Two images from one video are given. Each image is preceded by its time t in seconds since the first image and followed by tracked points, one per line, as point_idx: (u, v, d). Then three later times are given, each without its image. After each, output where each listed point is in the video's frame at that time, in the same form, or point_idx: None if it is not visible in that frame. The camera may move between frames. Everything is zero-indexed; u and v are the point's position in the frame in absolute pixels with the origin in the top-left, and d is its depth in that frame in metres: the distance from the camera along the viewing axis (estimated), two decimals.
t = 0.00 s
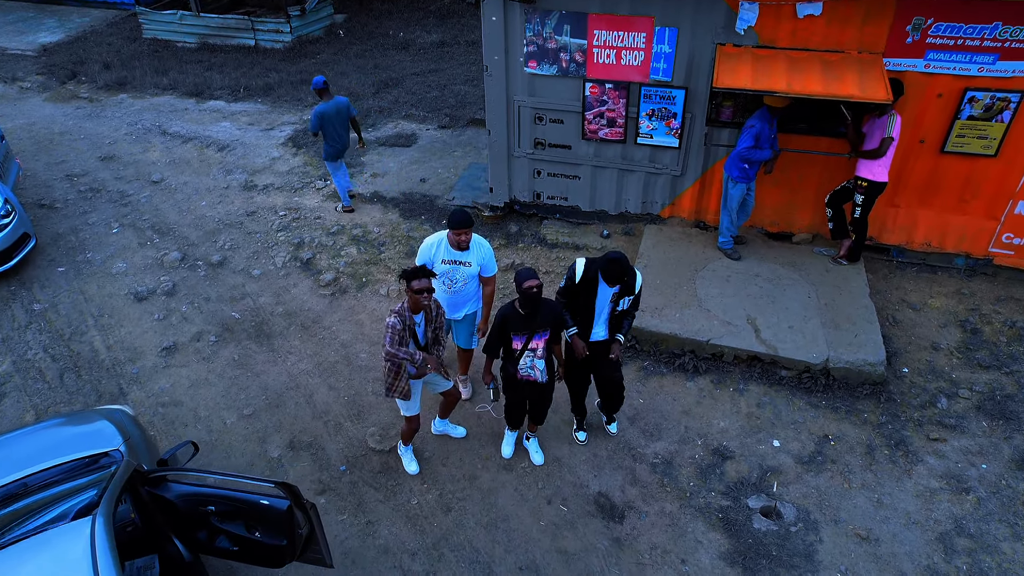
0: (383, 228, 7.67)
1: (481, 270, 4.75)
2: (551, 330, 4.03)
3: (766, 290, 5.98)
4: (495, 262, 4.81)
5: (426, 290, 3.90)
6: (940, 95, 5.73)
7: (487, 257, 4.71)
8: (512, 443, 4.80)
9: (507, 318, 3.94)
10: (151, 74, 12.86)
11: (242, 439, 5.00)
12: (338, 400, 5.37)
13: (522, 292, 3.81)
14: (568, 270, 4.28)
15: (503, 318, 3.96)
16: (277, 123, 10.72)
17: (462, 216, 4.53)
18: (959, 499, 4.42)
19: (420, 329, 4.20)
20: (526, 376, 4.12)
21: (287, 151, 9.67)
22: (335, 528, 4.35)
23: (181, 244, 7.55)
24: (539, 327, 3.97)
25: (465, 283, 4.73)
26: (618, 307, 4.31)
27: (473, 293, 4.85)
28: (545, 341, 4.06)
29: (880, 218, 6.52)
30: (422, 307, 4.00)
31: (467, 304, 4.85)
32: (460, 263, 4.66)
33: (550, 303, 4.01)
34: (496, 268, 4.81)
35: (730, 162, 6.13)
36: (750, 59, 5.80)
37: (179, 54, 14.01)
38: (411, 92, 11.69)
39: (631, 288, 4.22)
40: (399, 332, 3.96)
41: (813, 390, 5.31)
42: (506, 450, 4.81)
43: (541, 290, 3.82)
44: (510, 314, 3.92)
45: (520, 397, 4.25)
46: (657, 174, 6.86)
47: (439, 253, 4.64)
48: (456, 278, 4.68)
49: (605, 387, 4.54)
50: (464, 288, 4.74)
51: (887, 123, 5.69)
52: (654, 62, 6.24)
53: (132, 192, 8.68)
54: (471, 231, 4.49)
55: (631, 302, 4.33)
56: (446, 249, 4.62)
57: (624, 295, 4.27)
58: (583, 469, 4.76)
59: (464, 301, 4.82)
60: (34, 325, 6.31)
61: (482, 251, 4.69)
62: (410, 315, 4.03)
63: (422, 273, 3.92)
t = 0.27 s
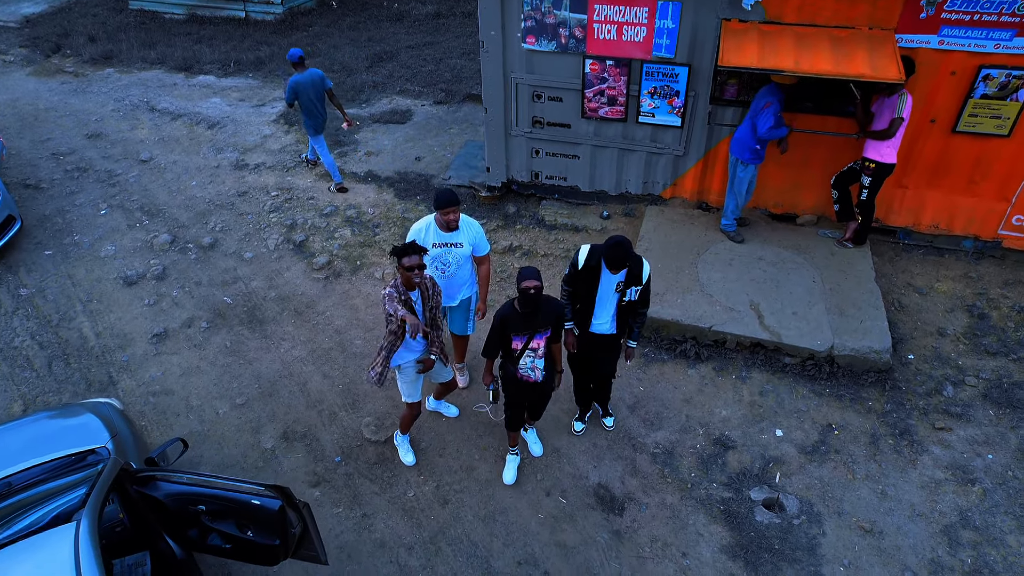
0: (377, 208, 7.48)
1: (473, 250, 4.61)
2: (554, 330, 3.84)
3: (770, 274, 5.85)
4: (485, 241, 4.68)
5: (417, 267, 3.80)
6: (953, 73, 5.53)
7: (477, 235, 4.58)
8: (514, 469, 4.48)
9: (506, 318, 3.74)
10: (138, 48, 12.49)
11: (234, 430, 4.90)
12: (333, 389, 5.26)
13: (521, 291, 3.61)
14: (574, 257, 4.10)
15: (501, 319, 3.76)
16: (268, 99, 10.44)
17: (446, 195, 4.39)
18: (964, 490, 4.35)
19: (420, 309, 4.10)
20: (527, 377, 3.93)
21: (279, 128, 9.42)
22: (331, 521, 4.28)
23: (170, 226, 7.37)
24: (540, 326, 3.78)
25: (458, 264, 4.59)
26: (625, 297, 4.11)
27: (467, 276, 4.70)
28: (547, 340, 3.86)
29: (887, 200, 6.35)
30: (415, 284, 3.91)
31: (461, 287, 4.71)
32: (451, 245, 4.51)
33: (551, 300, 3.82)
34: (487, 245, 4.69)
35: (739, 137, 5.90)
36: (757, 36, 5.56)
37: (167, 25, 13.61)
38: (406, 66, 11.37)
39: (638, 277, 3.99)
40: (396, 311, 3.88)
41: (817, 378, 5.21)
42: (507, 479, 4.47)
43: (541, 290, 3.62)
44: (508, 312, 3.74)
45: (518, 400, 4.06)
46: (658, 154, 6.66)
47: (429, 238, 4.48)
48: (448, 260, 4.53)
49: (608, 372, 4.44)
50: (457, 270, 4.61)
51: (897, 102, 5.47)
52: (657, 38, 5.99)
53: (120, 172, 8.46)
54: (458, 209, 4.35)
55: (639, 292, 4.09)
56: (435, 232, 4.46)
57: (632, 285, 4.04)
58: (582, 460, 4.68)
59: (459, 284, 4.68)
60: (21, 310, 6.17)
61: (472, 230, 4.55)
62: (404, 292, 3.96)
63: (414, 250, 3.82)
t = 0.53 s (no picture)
0: (371, 184, 7.28)
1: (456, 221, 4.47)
2: (549, 327, 3.69)
3: (774, 252, 5.70)
4: (469, 212, 4.55)
5: (414, 235, 3.67)
6: (967, 43, 5.31)
7: (458, 204, 4.43)
8: (515, 463, 4.34)
9: (499, 313, 3.60)
10: (121, 15, 12.07)
11: (227, 415, 4.80)
12: (327, 372, 5.15)
13: (516, 287, 3.42)
14: (579, 235, 3.92)
15: (493, 315, 3.63)
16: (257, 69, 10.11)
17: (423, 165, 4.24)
18: (969, 474, 4.28)
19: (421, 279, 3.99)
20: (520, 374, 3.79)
21: (268, 100, 9.13)
22: (326, 509, 4.20)
23: (158, 203, 7.17)
24: (535, 323, 3.63)
25: (442, 239, 4.43)
26: (634, 273, 3.94)
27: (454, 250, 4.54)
28: (541, 337, 3.71)
29: (894, 175, 6.17)
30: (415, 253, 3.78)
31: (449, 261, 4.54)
32: (433, 218, 4.35)
33: (546, 296, 3.65)
34: (472, 216, 4.55)
35: (748, 108, 5.64)
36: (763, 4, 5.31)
37: None
38: (400, 34, 11.00)
39: (646, 251, 3.84)
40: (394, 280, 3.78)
41: (820, 359, 5.11)
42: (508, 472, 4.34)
43: (536, 286, 3.43)
44: (500, 307, 3.59)
45: (512, 399, 3.91)
46: (659, 128, 6.45)
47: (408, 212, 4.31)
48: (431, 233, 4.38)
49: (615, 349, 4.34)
50: (442, 244, 4.45)
51: (906, 75, 5.24)
52: (659, 7, 5.73)
53: (105, 146, 8.20)
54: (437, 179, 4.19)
55: (649, 267, 3.92)
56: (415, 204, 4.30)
57: (641, 260, 3.88)
58: (582, 444, 4.60)
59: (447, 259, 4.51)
60: (5, 292, 6.01)
61: (454, 201, 4.41)
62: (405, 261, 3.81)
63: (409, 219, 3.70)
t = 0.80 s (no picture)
0: (364, 151, 7.06)
1: (441, 184, 4.29)
2: (539, 317, 3.56)
3: (778, 221, 5.55)
4: (452, 173, 4.35)
5: (405, 201, 3.50)
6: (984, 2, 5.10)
7: (440, 166, 4.24)
8: (514, 441, 4.25)
9: (488, 300, 3.45)
10: None
11: (219, 390, 4.72)
12: (321, 345, 5.05)
13: (506, 275, 3.27)
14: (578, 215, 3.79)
15: (483, 301, 3.48)
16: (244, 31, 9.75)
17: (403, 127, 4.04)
18: (973, 448, 4.23)
19: (416, 247, 3.82)
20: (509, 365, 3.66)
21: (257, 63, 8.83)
22: (321, 485, 4.15)
23: (145, 171, 6.96)
24: (524, 313, 3.48)
25: (427, 203, 4.28)
26: (632, 249, 3.80)
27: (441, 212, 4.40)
28: (531, 327, 3.57)
29: (903, 141, 5.99)
30: (407, 220, 3.62)
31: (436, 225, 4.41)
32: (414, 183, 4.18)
33: (537, 282, 3.49)
34: (457, 176, 4.36)
35: (756, 68, 5.42)
36: None
37: None
38: None
39: (644, 226, 3.70)
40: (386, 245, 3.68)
41: (824, 330, 5.01)
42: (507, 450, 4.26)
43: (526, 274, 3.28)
44: (489, 293, 3.44)
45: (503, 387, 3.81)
46: (661, 92, 6.22)
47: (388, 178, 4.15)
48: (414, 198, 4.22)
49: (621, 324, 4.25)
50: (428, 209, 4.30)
51: (917, 37, 5.01)
52: None
53: (89, 112, 7.94)
54: (415, 141, 4.01)
55: (648, 242, 3.78)
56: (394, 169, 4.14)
57: (638, 236, 3.75)
58: (581, 418, 4.53)
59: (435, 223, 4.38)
60: None
61: (435, 163, 4.22)
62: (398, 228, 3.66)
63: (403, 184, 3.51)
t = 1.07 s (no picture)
0: (360, 115, 6.87)
1: (432, 137, 4.23)
2: (533, 288, 3.46)
3: (784, 188, 5.41)
4: (445, 125, 4.25)
5: (390, 158, 3.40)
6: None
7: (429, 118, 4.16)
8: (513, 410, 4.21)
9: (480, 275, 3.35)
10: None
11: (215, 360, 4.67)
12: (317, 314, 4.98)
13: (498, 247, 3.15)
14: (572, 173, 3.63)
15: (475, 276, 3.38)
16: None
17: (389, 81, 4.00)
18: (976, 419, 4.18)
19: (404, 207, 3.72)
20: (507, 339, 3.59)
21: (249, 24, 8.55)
22: (319, 455, 4.13)
23: (136, 136, 6.79)
24: (518, 286, 3.39)
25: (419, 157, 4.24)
26: (628, 202, 3.69)
27: (435, 165, 4.37)
28: (526, 300, 3.49)
29: (913, 104, 5.81)
30: (393, 177, 3.54)
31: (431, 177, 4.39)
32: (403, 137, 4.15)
33: (532, 255, 3.37)
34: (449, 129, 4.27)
35: (762, 28, 5.21)
36: None
37: None
38: None
39: (640, 179, 3.59)
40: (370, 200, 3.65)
41: (828, 300, 4.93)
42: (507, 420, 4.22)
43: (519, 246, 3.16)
44: (482, 267, 3.33)
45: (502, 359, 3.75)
46: (664, 54, 6.01)
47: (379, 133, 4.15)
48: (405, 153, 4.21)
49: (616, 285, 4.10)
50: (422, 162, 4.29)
51: None
52: None
53: (77, 75, 7.72)
54: (400, 94, 3.97)
55: (644, 196, 3.67)
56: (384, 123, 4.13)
57: (635, 189, 3.63)
58: (580, 389, 4.49)
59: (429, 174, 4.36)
60: None
61: (423, 116, 4.15)
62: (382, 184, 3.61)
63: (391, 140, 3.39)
